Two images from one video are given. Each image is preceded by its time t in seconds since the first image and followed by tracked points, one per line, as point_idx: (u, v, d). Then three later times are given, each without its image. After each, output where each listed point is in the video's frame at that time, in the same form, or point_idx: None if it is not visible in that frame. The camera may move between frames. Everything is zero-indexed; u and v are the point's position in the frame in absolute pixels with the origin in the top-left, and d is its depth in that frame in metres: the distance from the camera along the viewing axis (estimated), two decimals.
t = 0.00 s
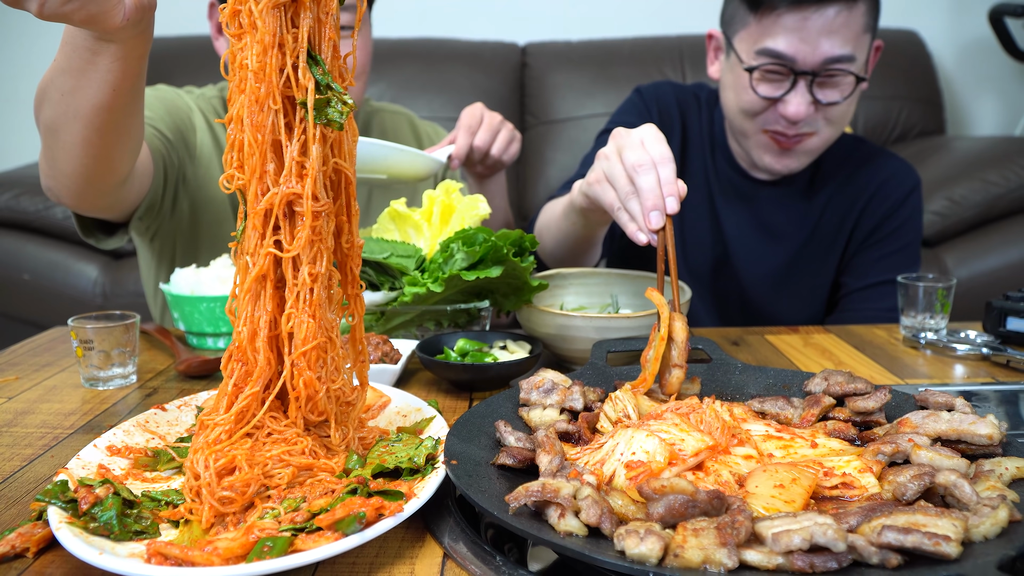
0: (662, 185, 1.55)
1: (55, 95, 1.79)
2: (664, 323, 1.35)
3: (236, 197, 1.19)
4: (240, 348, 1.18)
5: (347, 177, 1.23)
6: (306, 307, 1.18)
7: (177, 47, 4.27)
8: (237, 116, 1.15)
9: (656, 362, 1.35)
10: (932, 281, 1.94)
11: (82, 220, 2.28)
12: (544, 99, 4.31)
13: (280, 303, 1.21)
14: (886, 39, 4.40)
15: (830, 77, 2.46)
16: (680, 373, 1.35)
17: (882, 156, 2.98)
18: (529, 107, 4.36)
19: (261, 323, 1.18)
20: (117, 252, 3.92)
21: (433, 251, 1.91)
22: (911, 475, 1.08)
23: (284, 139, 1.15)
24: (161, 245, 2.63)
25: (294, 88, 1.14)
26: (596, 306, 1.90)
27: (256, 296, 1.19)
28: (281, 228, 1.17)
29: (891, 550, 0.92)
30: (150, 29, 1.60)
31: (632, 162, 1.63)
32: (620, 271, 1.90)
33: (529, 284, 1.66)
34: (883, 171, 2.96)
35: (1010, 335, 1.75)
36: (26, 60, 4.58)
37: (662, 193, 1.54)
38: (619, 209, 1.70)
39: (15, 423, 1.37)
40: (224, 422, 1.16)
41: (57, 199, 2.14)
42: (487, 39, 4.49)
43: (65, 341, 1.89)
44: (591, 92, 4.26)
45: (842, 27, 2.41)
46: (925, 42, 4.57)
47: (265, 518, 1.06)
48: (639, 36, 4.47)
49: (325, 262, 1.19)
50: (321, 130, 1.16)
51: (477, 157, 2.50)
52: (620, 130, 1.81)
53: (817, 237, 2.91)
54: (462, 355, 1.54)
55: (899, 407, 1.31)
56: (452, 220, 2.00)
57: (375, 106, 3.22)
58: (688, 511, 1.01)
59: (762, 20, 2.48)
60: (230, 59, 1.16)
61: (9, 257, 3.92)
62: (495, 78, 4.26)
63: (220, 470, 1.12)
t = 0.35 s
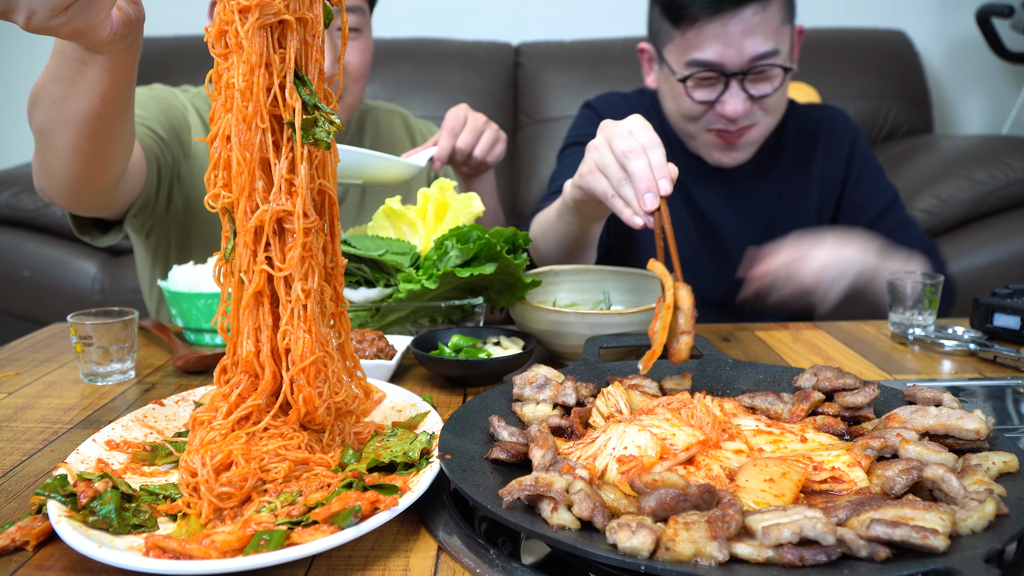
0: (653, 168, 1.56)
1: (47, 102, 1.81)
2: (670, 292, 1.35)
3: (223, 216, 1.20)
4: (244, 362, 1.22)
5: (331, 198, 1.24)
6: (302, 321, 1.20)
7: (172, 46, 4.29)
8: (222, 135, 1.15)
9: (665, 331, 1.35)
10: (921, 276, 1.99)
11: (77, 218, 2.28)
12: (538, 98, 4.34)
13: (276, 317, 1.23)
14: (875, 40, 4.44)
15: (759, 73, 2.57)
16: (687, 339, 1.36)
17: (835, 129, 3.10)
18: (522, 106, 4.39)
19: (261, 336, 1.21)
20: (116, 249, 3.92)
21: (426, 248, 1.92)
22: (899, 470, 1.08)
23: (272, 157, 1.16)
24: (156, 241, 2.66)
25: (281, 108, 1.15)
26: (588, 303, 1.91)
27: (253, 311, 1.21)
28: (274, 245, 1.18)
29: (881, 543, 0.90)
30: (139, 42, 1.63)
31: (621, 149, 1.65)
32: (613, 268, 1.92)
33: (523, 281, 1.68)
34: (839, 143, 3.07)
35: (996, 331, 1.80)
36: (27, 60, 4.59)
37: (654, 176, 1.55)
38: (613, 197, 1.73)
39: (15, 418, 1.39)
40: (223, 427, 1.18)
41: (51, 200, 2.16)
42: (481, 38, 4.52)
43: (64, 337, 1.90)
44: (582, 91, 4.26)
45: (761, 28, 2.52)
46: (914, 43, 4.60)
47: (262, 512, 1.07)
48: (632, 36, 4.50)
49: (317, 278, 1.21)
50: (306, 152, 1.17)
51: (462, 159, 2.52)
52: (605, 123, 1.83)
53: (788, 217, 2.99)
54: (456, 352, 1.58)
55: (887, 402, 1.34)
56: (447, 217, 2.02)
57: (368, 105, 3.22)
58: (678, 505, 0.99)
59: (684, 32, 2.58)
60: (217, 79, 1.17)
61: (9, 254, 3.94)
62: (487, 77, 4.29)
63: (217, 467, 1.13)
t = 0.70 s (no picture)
0: (653, 150, 1.59)
1: (41, 104, 1.82)
2: (677, 266, 1.36)
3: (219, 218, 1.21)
4: (240, 359, 1.22)
5: (327, 198, 1.25)
6: (296, 321, 1.21)
7: (169, 45, 4.30)
8: (216, 139, 1.17)
9: (676, 305, 1.37)
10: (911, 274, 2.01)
11: (75, 219, 2.30)
12: (533, 98, 4.35)
13: (272, 316, 1.24)
14: (868, 42, 4.47)
15: (702, 59, 2.52)
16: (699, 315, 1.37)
17: (767, 77, 3.01)
18: (518, 106, 4.40)
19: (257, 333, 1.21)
20: (115, 247, 3.93)
21: (422, 247, 1.94)
22: (892, 466, 1.07)
23: (264, 160, 1.16)
24: (153, 240, 2.67)
25: (273, 111, 1.15)
26: (583, 300, 1.93)
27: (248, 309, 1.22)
28: (268, 245, 1.19)
29: (874, 541, 0.88)
30: (131, 44, 1.65)
31: (619, 136, 1.67)
32: (607, 265, 1.93)
33: (518, 278, 1.70)
34: (772, 96, 2.94)
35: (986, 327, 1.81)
36: (27, 60, 4.61)
37: (654, 159, 1.57)
38: (613, 184, 1.75)
39: (15, 415, 1.40)
40: (220, 425, 1.19)
41: (49, 201, 2.17)
42: (477, 38, 4.53)
43: (63, 334, 1.91)
44: (577, 91, 4.27)
45: (699, 13, 2.48)
46: (907, 44, 4.62)
47: (260, 508, 1.08)
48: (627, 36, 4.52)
49: (311, 278, 1.21)
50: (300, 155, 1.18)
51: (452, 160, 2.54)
52: (601, 113, 1.85)
53: (750, 185, 2.90)
54: (452, 349, 1.59)
55: (879, 399, 1.35)
56: (442, 216, 2.04)
57: (366, 104, 3.24)
58: (673, 501, 0.99)
59: (624, 24, 2.55)
60: (210, 83, 1.18)
61: (10, 252, 3.96)
62: (483, 77, 4.31)
63: (215, 463, 1.14)
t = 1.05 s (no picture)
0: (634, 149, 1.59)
1: (40, 104, 1.82)
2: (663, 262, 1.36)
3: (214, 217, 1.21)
4: (240, 359, 1.22)
5: (322, 198, 1.25)
6: (292, 321, 1.21)
7: (170, 46, 4.31)
8: (211, 137, 1.16)
9: (666, 301, 1.37)
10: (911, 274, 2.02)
11: (76, 219, 2.30)
12: (533, 98, 4.35)
13: (268, 316, 1.24)
14: (868, 42, 4.47)
15: (671, 61, 2.52)
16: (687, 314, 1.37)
17: (733, 73, 3.00)
18: (518, 106, 4.40)
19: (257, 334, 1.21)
20: (115, 247, 3.92)
21: (422, 247, 1.94)
22: (892, 466, 1.07)
23: (259, 158, 1.16)
24: (154, 240, 2.67)
25: (268, 109, 1.15)
26: (583, 301, 1.93)
27: (247, 309, 1.22)
28: (264, 244, 1.19)
29: (874, 541, 0.88)
30: (128, 43, 1.64)
31: (598, 138, 1.67)
32: (607, 266, 1.93)
33: (518, 278, 1.70)
34: (735, 89, 2.95)
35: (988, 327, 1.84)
36: (27, 60, 4.60)
37: (636, 159, 1.57)
38: (599, 186, 1.75)
39: (15, 415, 1.40)
40: (219, 426, 1.19)
41: (49, 201, 2.17)
42: (477, 38, 4.54)
43: (63, 334, 1.91)
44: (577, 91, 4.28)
45: (665, 17, 2.48)
46: (907, 44, 4.62)
47: (260, 508, 1.07)
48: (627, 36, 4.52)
49: (307, 278, 1.22)
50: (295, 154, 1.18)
51: (452, 165, 2.54)
52: (580, 117, 1.85)
53: (724, 183, 2.90)
54: (452, 349, 1.59)
55: (880, 399, 1.36)
56: (442, 217, 2.04)
57: (368, 105, 3.24)
58: (673, 501, 0.99)
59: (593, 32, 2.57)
60: (204, 82, 1.17)
61: (10, 252, 3.96)
62: (483, 77, 4.31)
63: (215, 463, 1.14)
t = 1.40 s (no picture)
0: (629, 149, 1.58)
1: (37, 105, 1.82)
2: (665, 261, 1.36)
3: (207, 220, 1.21)
4: (236, 361, 1.22)
5: (314, 200, 1.25)
6: (287, 323, 1.21)
7: (170, 46, 4.31)
8: (201, 139, 1.16)
9: (668, 299, 1.37)
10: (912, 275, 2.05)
11: (76, 220, 2.31)
12: (533, 98, 4.36)
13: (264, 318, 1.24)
14: (867, 41, 4.47)
15: (660, 44, 2.52)
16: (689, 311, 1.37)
17: (728, 71, 2.97)
18: (518, 106, 4.40)
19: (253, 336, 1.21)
20: (115, 247, 3.92)
21: (422, 247, 1.94)
22: (892, 466, 1.07)
23: (251, 160, 1.16)
24: (155, 240, 2.68)
25: (260, 111, 1.15)
26: (583, 301, 1.93)
27: (243, 310, 1.22)
28: (257, 246, 1.19)
29: (874, 541, 0.88)
30: (124, 42, 1.64)
31: (593, 139, 1.67)
32: (607, 266, 1.94)
33: (518, 278, 1.70)
34: (728, 87, 2.93)
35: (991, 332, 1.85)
36: (27, 60, 4.61)
37: (631, 158, 1.56)
38: (596, 186, 1.76)
39: (15, 415, 1.40)
40: (218, 427, 1.19)
41: (49, 202, 2.17)
42: (477, 38, 4.54)
43: (63, 334, 1.91)
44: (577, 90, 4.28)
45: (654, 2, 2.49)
46: (907, 43, 4.63)
47: (260, 508, 1.07)
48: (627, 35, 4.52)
49: (301, 280, 1.21)
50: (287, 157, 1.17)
51: (453, 167, 2.53)
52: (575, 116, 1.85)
53: (719, 182, 2.92)
54: (452, 349, 1.59)
55: (880, 399, 1.36)
56: (442, 217, 2.04)
57: (369, 106, 3.24)
58: (673, 501, 0.99)
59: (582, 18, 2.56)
60: (195, 83, 1.17)
61: (10, 252, 3.96)
62: (483, 77, 4.31)
63: (215, 464, 1.14)
